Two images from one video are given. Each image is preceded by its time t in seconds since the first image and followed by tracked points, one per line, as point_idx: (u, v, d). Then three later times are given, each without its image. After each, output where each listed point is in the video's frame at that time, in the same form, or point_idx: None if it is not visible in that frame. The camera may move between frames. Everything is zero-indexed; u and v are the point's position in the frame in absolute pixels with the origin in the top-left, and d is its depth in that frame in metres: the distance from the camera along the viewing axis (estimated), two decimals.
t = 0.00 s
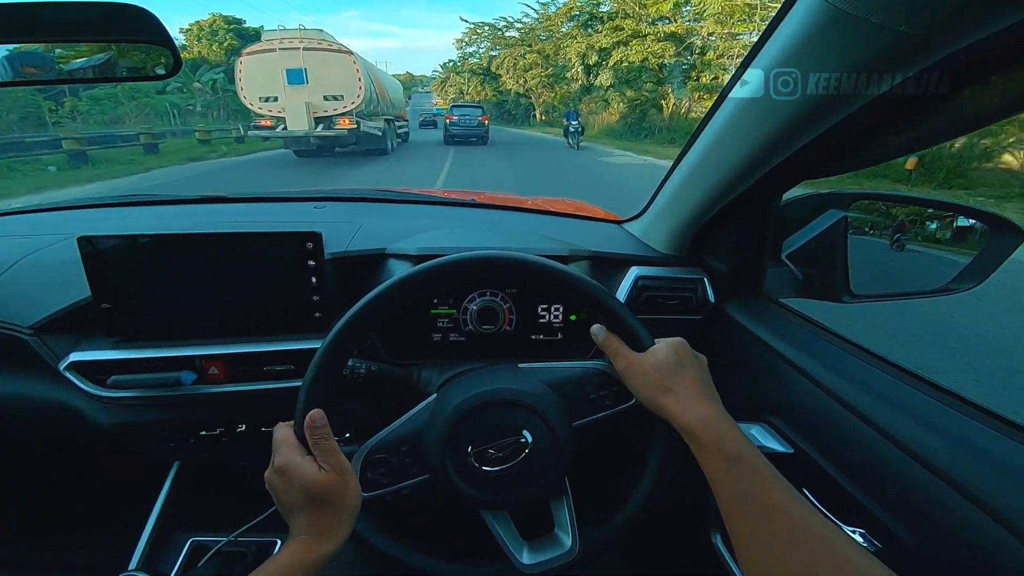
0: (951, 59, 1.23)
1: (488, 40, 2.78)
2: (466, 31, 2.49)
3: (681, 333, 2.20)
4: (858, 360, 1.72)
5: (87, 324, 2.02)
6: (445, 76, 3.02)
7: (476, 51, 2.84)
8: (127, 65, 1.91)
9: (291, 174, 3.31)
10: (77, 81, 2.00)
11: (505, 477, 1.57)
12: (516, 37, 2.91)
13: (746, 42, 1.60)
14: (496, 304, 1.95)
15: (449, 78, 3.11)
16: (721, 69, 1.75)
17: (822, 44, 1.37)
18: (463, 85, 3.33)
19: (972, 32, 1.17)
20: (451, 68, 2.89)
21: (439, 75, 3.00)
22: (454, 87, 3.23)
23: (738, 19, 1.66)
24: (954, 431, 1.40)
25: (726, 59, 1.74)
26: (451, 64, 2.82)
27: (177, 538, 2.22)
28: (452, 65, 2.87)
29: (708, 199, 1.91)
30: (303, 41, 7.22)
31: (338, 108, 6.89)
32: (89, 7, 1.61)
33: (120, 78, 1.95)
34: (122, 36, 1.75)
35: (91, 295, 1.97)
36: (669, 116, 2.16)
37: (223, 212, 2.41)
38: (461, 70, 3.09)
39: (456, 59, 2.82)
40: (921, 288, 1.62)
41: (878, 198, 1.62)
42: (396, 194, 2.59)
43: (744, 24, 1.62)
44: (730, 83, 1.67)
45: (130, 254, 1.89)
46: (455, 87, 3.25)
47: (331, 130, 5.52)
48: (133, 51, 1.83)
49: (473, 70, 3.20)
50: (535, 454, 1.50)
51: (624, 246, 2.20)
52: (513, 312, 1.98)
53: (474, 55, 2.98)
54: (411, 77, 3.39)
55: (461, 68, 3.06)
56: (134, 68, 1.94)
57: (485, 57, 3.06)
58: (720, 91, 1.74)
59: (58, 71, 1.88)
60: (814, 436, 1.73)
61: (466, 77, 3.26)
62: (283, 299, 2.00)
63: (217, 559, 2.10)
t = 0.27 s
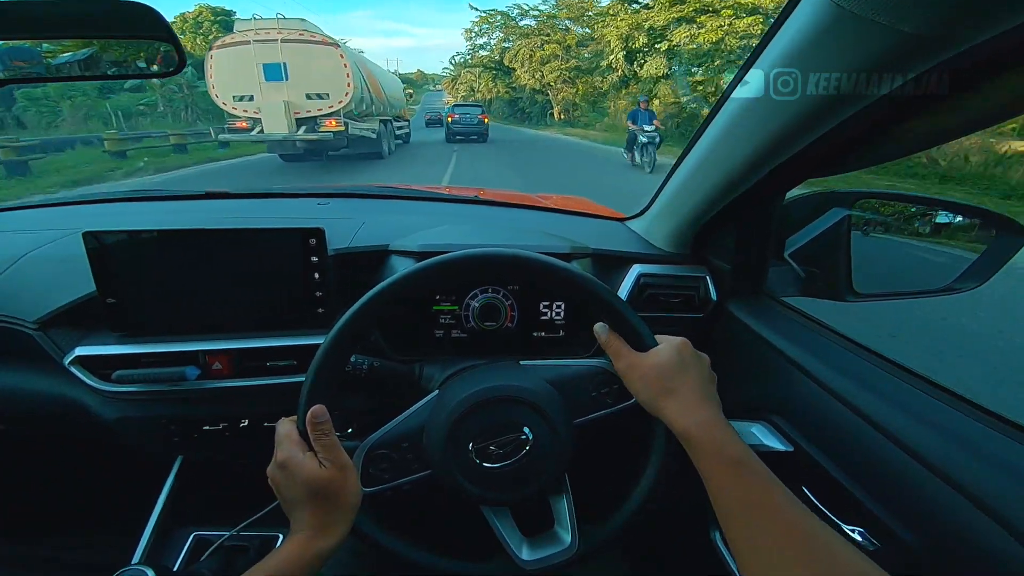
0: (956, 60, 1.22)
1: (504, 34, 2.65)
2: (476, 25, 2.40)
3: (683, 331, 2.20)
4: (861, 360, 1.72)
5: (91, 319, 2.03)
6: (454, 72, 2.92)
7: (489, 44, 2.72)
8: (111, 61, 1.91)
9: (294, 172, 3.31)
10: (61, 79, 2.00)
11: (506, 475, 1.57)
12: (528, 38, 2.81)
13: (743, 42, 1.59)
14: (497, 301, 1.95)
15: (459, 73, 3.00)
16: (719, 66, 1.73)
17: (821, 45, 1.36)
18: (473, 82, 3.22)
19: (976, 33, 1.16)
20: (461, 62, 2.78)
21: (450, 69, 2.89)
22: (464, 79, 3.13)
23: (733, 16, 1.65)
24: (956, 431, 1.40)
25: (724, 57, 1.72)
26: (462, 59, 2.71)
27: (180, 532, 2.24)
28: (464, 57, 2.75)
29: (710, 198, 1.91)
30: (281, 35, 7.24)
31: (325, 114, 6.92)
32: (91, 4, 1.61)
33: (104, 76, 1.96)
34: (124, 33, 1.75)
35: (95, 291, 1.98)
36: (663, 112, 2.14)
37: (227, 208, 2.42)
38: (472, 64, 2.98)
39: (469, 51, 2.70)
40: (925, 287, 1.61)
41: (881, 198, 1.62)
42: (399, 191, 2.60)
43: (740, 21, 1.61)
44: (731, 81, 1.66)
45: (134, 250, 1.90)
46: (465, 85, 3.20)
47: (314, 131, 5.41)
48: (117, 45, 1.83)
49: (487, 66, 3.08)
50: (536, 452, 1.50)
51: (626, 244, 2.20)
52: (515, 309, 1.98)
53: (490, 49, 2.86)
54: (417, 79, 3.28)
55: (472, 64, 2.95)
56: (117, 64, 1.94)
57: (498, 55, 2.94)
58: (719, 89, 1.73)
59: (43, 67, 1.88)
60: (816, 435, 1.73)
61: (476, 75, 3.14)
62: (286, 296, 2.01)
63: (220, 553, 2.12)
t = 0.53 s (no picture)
0: (963, 59, 1.21)
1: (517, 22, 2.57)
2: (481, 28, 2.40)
3: (687, 332, 2.19)
4: (868, 361, 1.70)
5: (96, 318, 2.04)
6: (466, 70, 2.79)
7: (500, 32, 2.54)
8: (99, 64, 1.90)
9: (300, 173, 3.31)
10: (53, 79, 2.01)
11: (508, 476, 1.56)
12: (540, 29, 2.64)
13: (746, 44, 1.58)
14: (500, 302, 1.94)
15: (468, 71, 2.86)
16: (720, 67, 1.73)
17: (821, 45, 1.35)
18: (483, 80, 3.06)
19: (986, 32, 1.14)
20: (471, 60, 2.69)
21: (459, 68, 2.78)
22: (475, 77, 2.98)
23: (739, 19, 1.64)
24: (962, 433, 1.38)
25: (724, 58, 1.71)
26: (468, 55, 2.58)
27: (182, 531, 2.25)
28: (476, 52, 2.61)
29: (714, 198, 1.90)
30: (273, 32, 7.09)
31: (302, 113, 6.79)
32: (96, 3, 1.62)
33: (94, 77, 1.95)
34: (129, 32, 1.76)
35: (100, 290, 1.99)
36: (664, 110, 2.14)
37: (232, 207, 2.42)
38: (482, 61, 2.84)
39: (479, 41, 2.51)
40: (935, 288, 1.59)
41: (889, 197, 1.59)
42: (403, 192, 2.59)
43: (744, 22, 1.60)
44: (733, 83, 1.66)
45: (138, 250, 1.90)
46: (476, 82, 3.06)
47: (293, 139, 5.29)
48: (106, 47, 1.82)
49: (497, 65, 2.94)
50: (537, 453, 1.49)
51: (630, 245, 2.19)
52: (518, 310, 1.97)
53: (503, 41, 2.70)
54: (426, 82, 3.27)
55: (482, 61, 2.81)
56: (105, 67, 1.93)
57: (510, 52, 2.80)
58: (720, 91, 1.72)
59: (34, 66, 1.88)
60: (821, 437, 1.71)
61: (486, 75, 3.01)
62: (289, 295, 2.01)
63: (222, 552, 2.12)
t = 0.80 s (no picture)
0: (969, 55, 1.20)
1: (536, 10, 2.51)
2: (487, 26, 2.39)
3: (691, 329, 2.18)
4: (872, 357, 1.69)
5: (104, 317, 2.06)
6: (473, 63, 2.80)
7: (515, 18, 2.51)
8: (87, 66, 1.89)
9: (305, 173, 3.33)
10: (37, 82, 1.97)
11: (512, 473, 1.57)
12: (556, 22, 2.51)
13: (750, 42, 1.58)
14: (504, 299, 1.95)
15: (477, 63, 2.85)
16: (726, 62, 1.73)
17: (822, 46, 1.35)
18: (497, 72, 3.02)
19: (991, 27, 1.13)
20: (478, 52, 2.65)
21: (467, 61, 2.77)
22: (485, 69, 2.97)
23: (744, 18, 1.63)
24: (966, 430, 1.38)
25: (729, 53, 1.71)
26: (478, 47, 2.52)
27: (192, 527, 2.28)
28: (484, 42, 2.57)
29: (718, 196, 1.89)
30: None
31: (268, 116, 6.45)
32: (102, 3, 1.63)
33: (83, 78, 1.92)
34: (133, 31, 1.77)
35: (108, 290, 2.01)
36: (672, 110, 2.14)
37: (237, 206, 2.44)
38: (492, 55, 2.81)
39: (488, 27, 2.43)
40: (945, 283, 1.57)
41: (894, 192, 1.58)
42: (408, 189, 2.60)
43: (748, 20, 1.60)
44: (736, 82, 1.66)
45: (145, 249, 1.92)
46: (487, 77, 3.11)
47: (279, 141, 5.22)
48: (94, 46, 1.84)
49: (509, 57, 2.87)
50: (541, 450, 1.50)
51: (634, 241, 2.18)
52: (521, 307, 1.97)
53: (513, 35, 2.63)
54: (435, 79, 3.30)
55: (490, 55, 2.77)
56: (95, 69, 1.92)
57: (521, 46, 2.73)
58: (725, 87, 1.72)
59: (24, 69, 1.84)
60: (826, 433, 1.70)
61: (494, 69, 2.99)
62: (294, 294, 2.02)
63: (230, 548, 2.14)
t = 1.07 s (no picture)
0: (974, 46, 1.19)
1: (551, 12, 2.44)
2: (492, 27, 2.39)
3: (697, 325, 2.18)
4: (878, 351, 1.69)
5: (113, 319, 2.08)
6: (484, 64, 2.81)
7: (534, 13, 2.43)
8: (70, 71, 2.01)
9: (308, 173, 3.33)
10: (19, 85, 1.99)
11: (518, 470, 1.58)
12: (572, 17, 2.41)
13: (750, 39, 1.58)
14: (508, 297, 1.96)
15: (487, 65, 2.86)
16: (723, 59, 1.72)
17: (824, 46, 1.36)
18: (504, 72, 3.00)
19: (997, 17, 1.13)
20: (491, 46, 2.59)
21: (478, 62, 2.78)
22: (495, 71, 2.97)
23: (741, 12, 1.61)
24: (971, 422, 1.37)
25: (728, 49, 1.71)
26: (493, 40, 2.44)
27: (202, 525, 2.30)
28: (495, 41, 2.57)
29: (721, 192, 1.90)
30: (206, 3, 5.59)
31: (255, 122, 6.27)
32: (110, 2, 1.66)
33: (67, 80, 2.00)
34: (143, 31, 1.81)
35: (116, 291, 2.03)
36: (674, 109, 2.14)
37: (241, 206, 2.46)
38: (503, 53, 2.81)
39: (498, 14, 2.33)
40: (953, 277, 1.55)
41: (901, 187, 1.57)
42: (411, 188, 2.61)
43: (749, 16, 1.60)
44: (736, 81, 1.65)
45: (152, 250, 1.94)
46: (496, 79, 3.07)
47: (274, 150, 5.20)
48: (80, 46, 1.96)
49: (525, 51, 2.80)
50: (546, 448, 1.50)
51: (637, 237, 2.19)
52: (525, 304, 1.99)
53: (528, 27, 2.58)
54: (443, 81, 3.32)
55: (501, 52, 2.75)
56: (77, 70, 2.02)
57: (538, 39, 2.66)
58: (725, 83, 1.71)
59: (13, 70, 1.88)
60: (833, 430, 1.70)
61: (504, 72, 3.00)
62: (299, 293, 2.03)
63: (239, 547, 2.17)
